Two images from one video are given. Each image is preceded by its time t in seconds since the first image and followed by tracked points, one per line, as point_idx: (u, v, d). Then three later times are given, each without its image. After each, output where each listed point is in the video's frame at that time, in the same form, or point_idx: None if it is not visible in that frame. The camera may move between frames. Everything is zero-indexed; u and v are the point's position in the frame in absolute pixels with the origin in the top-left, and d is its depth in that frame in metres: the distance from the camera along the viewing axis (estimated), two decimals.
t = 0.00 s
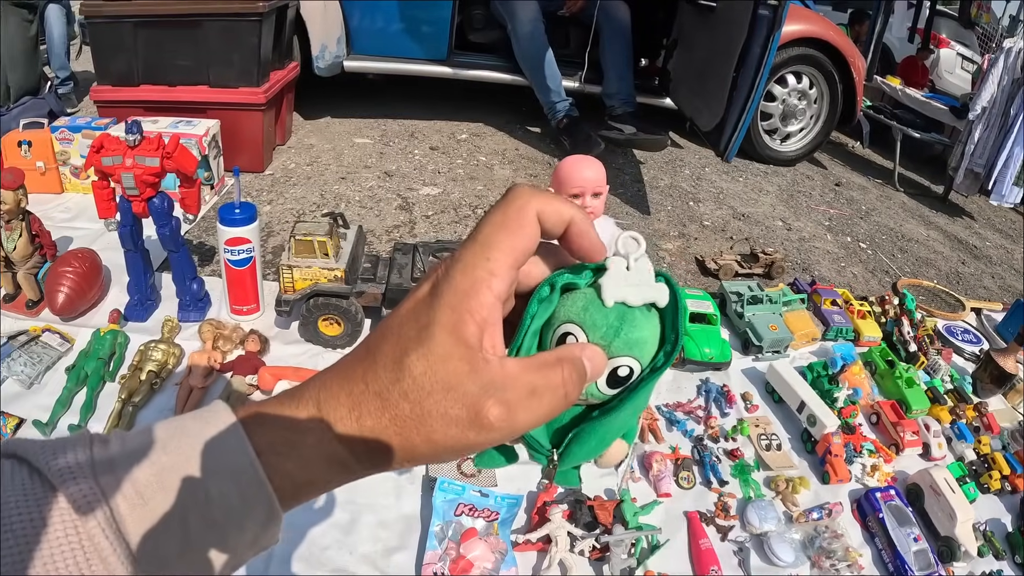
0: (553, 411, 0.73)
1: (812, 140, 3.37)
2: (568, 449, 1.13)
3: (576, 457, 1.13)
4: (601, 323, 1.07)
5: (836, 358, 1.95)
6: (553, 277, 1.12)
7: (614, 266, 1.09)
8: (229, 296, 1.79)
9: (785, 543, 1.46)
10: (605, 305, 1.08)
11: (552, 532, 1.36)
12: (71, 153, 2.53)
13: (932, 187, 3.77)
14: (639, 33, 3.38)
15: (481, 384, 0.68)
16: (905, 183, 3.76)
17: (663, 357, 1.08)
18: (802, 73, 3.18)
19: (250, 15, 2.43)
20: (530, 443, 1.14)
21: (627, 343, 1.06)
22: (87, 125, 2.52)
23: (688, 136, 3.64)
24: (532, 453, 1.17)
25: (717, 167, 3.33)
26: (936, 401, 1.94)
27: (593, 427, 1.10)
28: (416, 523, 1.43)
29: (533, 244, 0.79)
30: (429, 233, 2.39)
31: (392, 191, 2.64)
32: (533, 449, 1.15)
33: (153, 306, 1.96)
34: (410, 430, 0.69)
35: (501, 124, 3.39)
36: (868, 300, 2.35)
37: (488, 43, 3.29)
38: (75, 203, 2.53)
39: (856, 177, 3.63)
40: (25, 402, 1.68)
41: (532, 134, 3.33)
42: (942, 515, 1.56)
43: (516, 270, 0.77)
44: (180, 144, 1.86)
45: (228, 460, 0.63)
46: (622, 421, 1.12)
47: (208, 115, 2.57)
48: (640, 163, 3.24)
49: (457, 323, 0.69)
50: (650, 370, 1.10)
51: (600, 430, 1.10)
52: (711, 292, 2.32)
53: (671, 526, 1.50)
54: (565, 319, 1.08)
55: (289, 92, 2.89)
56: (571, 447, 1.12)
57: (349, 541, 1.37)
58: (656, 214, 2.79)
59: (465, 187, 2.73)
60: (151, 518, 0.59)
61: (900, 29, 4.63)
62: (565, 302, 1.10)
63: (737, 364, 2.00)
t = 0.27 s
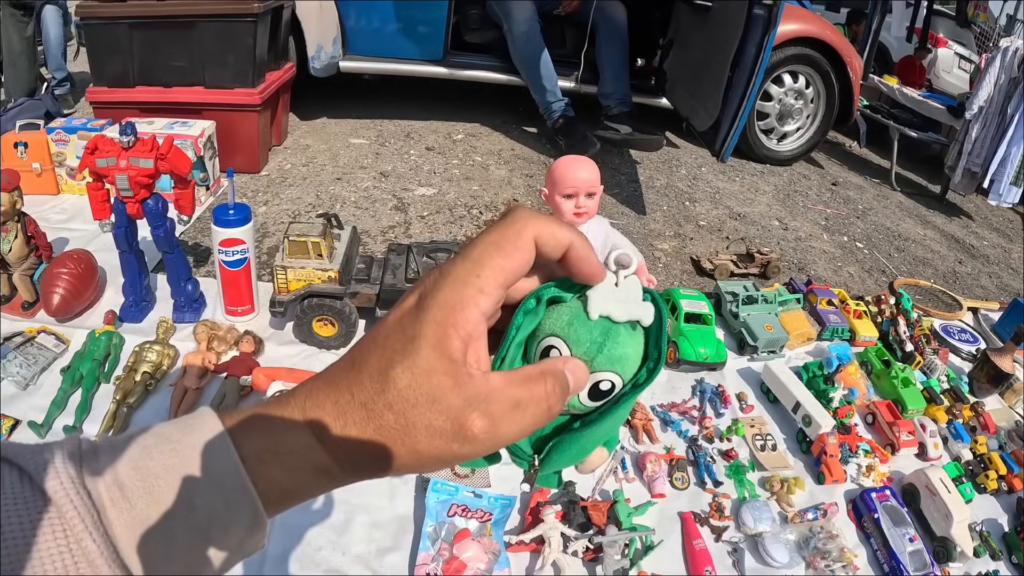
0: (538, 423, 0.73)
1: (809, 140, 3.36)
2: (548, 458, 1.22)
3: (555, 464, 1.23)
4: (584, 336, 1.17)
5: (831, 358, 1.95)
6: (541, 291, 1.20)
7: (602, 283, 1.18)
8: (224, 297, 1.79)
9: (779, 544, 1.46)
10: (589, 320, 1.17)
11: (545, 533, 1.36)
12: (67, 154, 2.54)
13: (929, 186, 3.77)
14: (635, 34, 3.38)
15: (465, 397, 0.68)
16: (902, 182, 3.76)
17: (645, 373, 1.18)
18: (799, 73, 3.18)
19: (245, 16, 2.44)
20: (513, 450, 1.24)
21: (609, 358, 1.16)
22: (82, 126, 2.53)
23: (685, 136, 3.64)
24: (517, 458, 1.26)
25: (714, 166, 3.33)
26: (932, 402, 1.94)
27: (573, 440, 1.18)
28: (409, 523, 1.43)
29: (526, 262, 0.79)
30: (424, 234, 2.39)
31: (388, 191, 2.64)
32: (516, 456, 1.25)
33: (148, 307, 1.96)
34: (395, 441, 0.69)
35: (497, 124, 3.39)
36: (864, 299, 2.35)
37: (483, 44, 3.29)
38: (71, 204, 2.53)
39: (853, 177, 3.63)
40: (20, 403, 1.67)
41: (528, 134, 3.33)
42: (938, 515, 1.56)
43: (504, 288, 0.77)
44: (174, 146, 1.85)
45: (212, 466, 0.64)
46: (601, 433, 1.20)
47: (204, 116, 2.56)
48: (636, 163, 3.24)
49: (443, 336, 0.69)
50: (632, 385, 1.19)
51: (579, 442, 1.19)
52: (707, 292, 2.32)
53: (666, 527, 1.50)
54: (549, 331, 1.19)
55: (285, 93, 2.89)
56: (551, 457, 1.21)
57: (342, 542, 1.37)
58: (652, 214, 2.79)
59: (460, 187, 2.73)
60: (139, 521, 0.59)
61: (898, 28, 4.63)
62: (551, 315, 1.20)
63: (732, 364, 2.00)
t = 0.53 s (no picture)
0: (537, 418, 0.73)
1: (808, 139, 3.37)
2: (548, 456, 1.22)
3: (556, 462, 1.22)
4: (583, 334, 1.17)
5: (831, 357, 1.96)
6: (539, 290, 1.19)
7: (603, 282, 1.18)
8: (223, 297, 1.79)
9: (780, 543, 1.46)
10: (589, 318, 1.18)
11: (546, 533, 1.36)
12: (66, 154, 2.54)
13: (928, 185, 3.78)
14: (634, 33, 3.38)
15: (466, 388, 0.68)
16: (900, 181, 3.77)
17: (646, 371, 1.16)
18: (798, 72, 3.18)
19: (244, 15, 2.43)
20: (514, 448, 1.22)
21: (610, 357, 1.16)
22: (81, 126, 2.52)
23: (684, 135, 3.64)
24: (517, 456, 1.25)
25: (713, 166, 3.33)
26: (932, 401, 1.94)
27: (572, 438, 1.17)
28: (409, 524, 1.43)
29: (523, 258, 0.81)
30: (424, 233, 2.39)
31: (387, 191, 2.64)
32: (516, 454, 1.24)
33: (147, 307, 1.96)
34: (395, 436, 0.68)
35: (496, 124, 3.39)
36: (864, 298, 2.35)
37: (482, 43, 3.29)
38: (70, 204, 2.52)
39: (852, 176, 3.63)
40: (19, 404, 1.67)
41: (527, 134, 3.33)
42: (939, 514, 1.56)
43: (502, 282, 0.78)
44: (173, 146, 1.85)
45: (213, 464, 0.63)
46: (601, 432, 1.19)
47: (203, 116, 2.56)
48: (635, 162, 3.24)
49: (444, 329, 0.69)
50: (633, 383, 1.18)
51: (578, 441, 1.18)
52: (706, 292, 2.31)
53: (666, 526, 1.49)
54: (549, 331, 1.18)
55: (283, 93, 2.89)
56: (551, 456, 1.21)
57: (343, 542, 1.37)
58: (652, 213, 2.79)
59: (459, 187, 2.73)
60: (139, 518, 0.58)
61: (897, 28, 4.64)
62: (550, 314, 1.20)
63: (732, 363, 2.00)
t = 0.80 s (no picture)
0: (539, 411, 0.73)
1: (807, 139, 3.37)
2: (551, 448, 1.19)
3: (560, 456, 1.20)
4: (582, 326, 1.15)
5: (831, 357, 1.96)
6: (536, 284, 1.18)
7: (600, 274, 1.18)
8: (223, 297, 1.78)
9: (781, 542, 1.46)
10: (588, 311, 1.17)
11: (547, 533, 1.36)
12: (65, 154, 2.53)
13: (926, 185, 3.78)
14: (633, 33, 3.38)
15: (467, 380, 0.68)
16: (899, 181, 3.77)
17: (645, 363, 1.15)
18: (797, 72, 3.19)
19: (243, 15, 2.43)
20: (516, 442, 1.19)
21: (610, 349, 1.14)
22: (80, 126, 2.52)
23: (683, 135, 3.65)
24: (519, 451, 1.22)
25: (712, 165, 3.33)
26: (931, 400, 1.94)
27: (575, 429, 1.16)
28: (410, 524, 1.42)
29: (521, 252, 0.82)
30: (423, 233, 2.39)
31: (386, 190, 2.64)
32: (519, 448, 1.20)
33: (146, 307, 1.96)
34: (397, 429, 0.68)
35: (495, 124, 3.39)
36: (863, 298, 2.35)
37: (481, 43, 3.29)
38: (69, 204, 2.52)
39: (850, 175, 3.64)
40: (18, 404, 1.66)
41: (526, 133, 3.33)
42: (939, 513, 1.56)
43: (501, 277, 0.79)
44: (172, 146, 1.85)
45: (215, 462, 0.63)
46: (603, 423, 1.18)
47: (202, 116, 2.56)
48: (635, 162, 3.24)
49: (442, 323, 0.69)
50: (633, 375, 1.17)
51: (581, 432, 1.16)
52: (706, 291, 2.32)
53: (667, 526, 1.49)
54: (549, 325, 1.17)
55: (282, 93, 2.89)
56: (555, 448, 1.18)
57: (343, 542, 1.37)
58: (651, 213, 2.79)
59: (459, 186, 2.73)
60: (140, 517, 0.58)
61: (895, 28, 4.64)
62: (549, 308, 1.19)
63: (732, 363, 2.00)
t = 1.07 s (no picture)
0: (539, 378, 0.70)
1: (805, 138, 3.38)
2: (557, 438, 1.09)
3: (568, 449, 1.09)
4: (579, 300, 1.07)
5: (830, 355, 1.96)
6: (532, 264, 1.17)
7: (601, 246, 1.10)
8: (222, 295, 1.78)
9: (781, 540, 1.45)
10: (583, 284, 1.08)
11: (547, 531, 1.36)
12: (63, 153, 2.53)
13: (925, 183, 3.78)
14: (632, 32, 3.39)
15: (463, 350, 0.68)
16: (898, 179, 3.77)
17: (645, 332, 1.07)
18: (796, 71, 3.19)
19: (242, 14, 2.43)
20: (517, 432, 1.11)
21: (607, 319, 1.05)
22: (78, 125, 2.52)
23: (682, 134, 3.65)
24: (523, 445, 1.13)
25: (711, 164, 3.33)
26: (931, 397, 1.94)
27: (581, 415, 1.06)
28: (410, 522, 1.42)
29: (517, 233, 0.82)
30: (423, 232, 2.39)
31: (385, 189, 2.64)
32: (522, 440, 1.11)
33: (145, 306, 1.95)
34: (396, 404, 0.68)
35: (494, 123, 3.39)
36: (862, 296, 2.35)
37: (480, 42, 3.29)
38: (67, 203, 2.51)
39: (849, 174, 3.64)
40: (16, 403, 1.66)
41: (525, 132, 3.32)
42: (939, 511, 1.56)
43: (494, 259, 0.80)
44: (171, 144, 1.84)
45: (214, 452, 0.64)
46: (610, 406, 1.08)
47: (201, 115, 2.56)
48: (633, 160, 3.24)
49: (435, 301, 0.70)
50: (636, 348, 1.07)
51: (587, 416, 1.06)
52: (705, 289, 2.31)
53: (667, 524, 1.49)
54: (546, 301, 1.09)
55: (281, 92, 2.88)
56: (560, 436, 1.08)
57: (343, 541, 1.37)
58: (650, 212, 2.79)
59: (458, 185, 2.73)
60: (138, 505, 0.58)
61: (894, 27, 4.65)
62: (545, 287, 1.12)
63: (731, 362, 2.00)
